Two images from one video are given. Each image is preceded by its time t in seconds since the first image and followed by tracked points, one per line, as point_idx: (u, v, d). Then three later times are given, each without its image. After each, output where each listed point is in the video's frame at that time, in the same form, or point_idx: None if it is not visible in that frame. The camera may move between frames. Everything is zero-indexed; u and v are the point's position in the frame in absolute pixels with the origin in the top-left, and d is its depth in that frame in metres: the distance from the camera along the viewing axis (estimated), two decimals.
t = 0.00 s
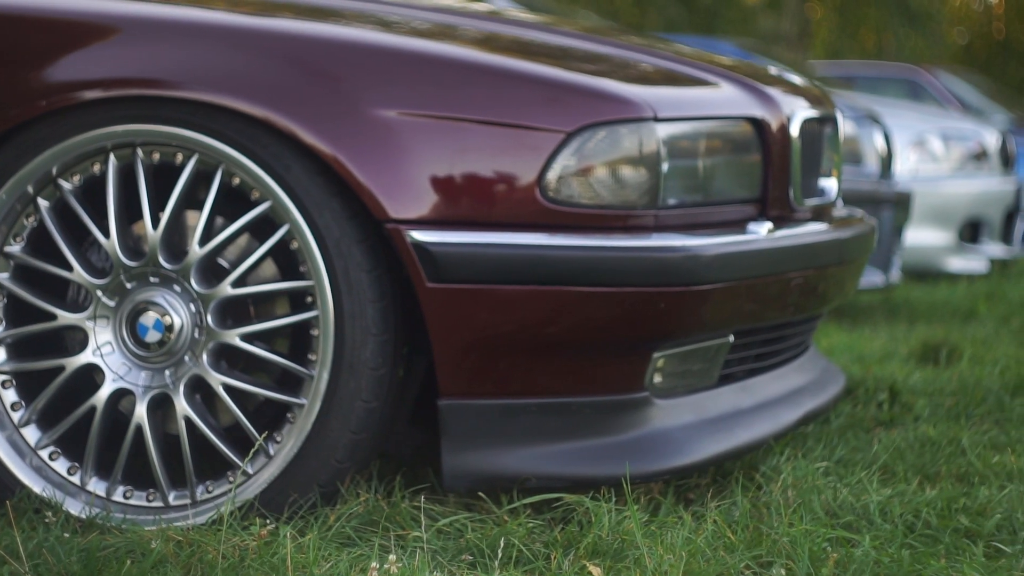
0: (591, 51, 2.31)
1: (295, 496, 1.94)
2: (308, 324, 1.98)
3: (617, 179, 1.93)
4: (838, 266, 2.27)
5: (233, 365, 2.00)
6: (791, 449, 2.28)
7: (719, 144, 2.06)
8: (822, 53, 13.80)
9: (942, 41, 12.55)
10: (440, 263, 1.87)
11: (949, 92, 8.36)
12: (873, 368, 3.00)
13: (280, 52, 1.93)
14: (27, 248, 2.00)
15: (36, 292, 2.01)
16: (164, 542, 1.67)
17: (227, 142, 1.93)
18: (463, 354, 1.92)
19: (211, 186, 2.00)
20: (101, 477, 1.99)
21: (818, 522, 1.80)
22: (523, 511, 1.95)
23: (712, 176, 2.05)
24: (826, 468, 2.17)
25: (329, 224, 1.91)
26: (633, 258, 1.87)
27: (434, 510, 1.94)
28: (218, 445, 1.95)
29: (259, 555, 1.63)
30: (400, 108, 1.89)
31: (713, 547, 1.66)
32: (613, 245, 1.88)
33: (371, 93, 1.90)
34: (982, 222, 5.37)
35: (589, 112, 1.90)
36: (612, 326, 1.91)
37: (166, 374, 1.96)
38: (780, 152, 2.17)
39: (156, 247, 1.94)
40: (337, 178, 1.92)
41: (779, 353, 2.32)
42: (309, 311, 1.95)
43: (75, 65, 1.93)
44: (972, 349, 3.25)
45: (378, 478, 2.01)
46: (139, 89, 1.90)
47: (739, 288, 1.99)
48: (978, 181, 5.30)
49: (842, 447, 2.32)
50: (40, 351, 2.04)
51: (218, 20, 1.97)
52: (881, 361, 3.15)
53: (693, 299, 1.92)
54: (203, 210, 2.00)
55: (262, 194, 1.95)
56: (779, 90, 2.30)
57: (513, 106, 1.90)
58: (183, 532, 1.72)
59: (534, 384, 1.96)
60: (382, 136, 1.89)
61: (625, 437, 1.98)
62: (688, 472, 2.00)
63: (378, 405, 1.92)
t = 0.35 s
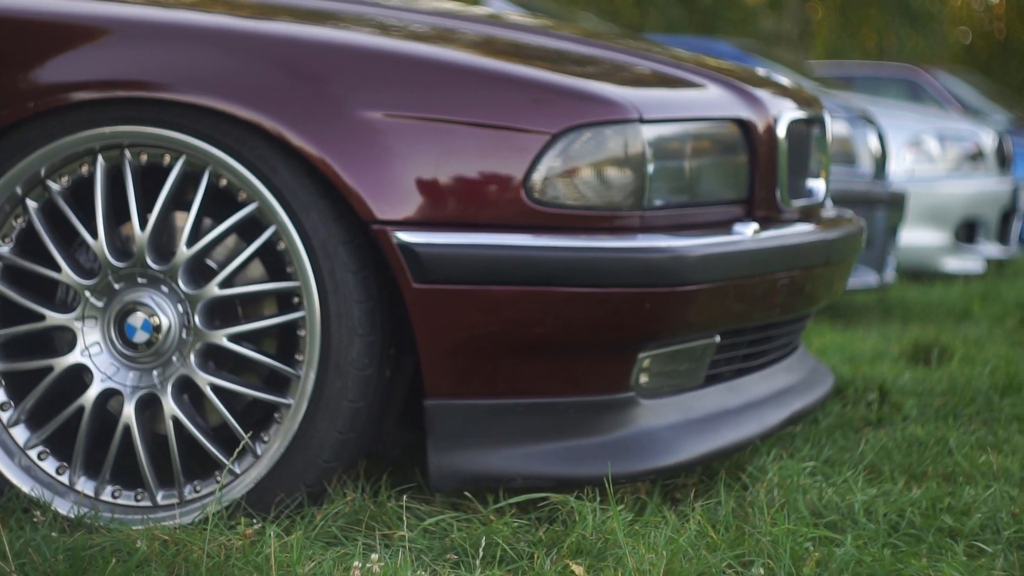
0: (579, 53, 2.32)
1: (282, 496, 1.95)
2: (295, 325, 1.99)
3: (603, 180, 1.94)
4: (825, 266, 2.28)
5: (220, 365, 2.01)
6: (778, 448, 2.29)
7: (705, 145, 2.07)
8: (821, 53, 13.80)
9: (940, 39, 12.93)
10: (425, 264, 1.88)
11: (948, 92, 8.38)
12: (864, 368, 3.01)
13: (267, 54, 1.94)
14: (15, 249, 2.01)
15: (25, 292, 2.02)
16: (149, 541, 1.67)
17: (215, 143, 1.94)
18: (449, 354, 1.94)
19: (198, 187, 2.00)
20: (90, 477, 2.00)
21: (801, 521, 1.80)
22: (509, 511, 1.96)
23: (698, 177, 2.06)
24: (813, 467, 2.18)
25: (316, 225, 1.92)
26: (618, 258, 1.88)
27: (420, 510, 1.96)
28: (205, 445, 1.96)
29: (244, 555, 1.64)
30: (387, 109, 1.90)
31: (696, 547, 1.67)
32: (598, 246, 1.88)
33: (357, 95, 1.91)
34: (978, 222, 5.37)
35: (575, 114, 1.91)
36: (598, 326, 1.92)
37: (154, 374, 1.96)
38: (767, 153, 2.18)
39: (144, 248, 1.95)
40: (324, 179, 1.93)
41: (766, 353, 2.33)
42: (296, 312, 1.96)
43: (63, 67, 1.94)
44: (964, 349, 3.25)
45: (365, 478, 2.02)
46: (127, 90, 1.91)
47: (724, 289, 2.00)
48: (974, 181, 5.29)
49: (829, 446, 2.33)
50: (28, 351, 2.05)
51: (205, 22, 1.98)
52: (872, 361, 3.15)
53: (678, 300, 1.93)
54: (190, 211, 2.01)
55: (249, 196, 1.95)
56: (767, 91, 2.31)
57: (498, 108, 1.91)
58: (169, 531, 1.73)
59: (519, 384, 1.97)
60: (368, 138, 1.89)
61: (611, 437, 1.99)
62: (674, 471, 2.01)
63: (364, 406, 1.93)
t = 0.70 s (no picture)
0: (571, 54, 2.33)
1: (273, 494, 1.96)
2: (286, 324, 2.00)
3: (592, 180, 1.94)
4: (816, 266, 2.28)
5: (212, 365, 2.02)
6: (769, 447, 2.30)
7: (695, 145, 2.08)
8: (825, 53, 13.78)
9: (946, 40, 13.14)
10: (415, 263, 1.89)
11: (952, 93, 8.38)
12: (858, 368, 3.01)
13: (258, 55, 1.95)
14: (9, 249, 2.03)
15: (18, 292, 2.04)
16: (139, 539, 1.68)
17: (206, 144, 1.95)
18: (439, 353, 1.95)
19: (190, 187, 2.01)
20: (82, 475, 2.01)
21: (787, 519, 1.81)
22: (498, 509, 1.97)
23: (688, 177, 2.07)
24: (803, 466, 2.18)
25: (307, 225, 1.93)
26: (606, 258, 1.89)
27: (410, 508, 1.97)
28: (196, 443, 1.97)
29: (232, 553, 1.65)
30: (377, 110, 1.91)
31: (681, 544, 1.67)
32: (586, 246, 1.89)
33: (348, 96, 1.92)
34: (978, 222, 5.36)
35: (564, 114, 1.92)
36: (587, 326, 1.93)
37: (146, 373, 1.98)
38: (757, 153, 2.19)
39: (136, 247, 1.96)
40: (314, 179, 1.94)
41: (758, 352, 2.33)
42: (287, 311, 1.97)
43: (56, 68, 1.95)
44: (959, 348, 3.26)
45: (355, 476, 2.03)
46: (118, 91, 1.92)
47: (714, 289, 2.01)
48: (974, 181, 5.28)
49: (820, 445, 2.34)
50: (21, 351, 2.06)
51: (197, 23, 1.99)
52: (868, 361, 3.15)
53: (667, 299, 1.94)
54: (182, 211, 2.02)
55: (240, 196, 1.97)
56: (758, 92, 2.32)
57: (488, 108, 1.92)
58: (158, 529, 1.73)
59: (509, 383, 1.98)
60: (358, 138, 1.90)
61: (601, 436, 2.00)
62: (663, 470, 2.02)
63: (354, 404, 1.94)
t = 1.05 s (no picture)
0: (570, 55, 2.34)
1: (273, 493, 1.97)
2: (286, 324, 2.01)
3: (590, 181, 1.95)
4: (816, 265, 2.29)
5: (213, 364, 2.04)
6: (768, 446, 2.30)
7: (693, 145, 2.08)
8: (835, 53, 13.75)
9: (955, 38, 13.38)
10: (413, 263, 1.90)
11: (962, 93, 8.35)
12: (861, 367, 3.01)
13: (258, 56, 1.96)
14: (11, 250, 2.04)
15: (20, 292, 2.05)
16: (137, 537, 1.69)
17: (206, 145, 1.96)
18: (437, 353, 1.95)
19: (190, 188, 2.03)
20: (85, 474, 2.03)
21: (784, 518, 1.81)
22: (497, 507, 1.98)
23: (687, 177, 2.07)
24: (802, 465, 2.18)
25: (306, 226, 1.94)
26: (604, 258, 1.90)
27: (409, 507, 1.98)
28: (197, 442, 1.98)
29: (230, 551, 1.66)
30: (375, 110, 1.92)
31: (677, 542, 1.68)
32: (584, 246, 1.90)
33: (347, 97, 1.93)
34: (987, 222, 5.33)
35: (562, 114, 1.93)
36: (585, 325, 1.94)
37: (147, 373, 1.99)
38: (756, 153, 2.19)
39: (137, 248, 1.97)
40: (314, 180, 1.95)
41: (758, 351, 2.34)
42: (287, 312, 1.98)
43: (57, 69, 1.97)
44: (964, 348, 3.25)
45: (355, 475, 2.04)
46: (119, 93, 1.94)
47: (712, 288, 2.01)
48: (983, 181, 5.25)
49: (820, 444, 2.34)
50: (23, 351, 2.08)
51: (197, 25, 2.00)
52: (871, 360, 3.15)
53: (665, 299, 1.94)
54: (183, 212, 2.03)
55: (240, 196, 1.98)
56: (757, 91, 2.32)
57: (486, 109, 1.93)
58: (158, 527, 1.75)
59: (508, 382, 1.98)
60: (357, 139, 1.92)
61: (599, 436, 2.01)
62: (661, 469, 2.03)
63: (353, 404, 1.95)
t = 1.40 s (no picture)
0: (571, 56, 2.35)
1: (274, 491, 1.99)
2: (287, 324, 2.03)
3: (590, 181, 1.96)
4: (817, 265, 2.28)
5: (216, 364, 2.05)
6: (769, 446, 2.30)
7: (693, 146, 2.09)
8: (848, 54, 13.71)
9: (973, 39, 13.32)
10: (413, 264, 1.91)
11: (977, 93, 8.32)
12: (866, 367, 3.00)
13: (259, 58, 1.98)
14: (15, 250, 2.06)
15: (24, 292, 2.07)
16: (137, 535, 1.71)
17: (208, 146, 1.98)
18: (437, 353, 1.96)
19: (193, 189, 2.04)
20: (88, 472, 2.05)
21: (780, 517, 1.82)
22: (495, 506, 1.99)
23: (687, 178, 2.08)
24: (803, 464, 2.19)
25: (307, 226, 1.95)
26: (602, 258, 1.90)
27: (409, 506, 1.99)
28: (199, 441, 2.00)
29: (229, 549, 1.68)
30: (376, 112, 1.94)
31: (671, 541, 1.69)
32: (583, 246, 1.90)
33: (347, 98, 1.95)
34: (998, 222, 5.31)
35: (561, 115, 1.93)
36: (584, 325, 1.94)
37: (150, 372, 2.01)
38: (756, 154, 2.19)
39: (140, 248, 1.99)
40: (314, 181, 1.97)
41: (759, 352, 2.34)
42: (288, 312, 2.00)
43: (61, 71, 1.99)
44: (969, 348, 3.24)
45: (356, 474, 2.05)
46: (121, 94, 1.95)
47: (711, 289, 2.01)
48: (993, 182, 5.22)
49: (821, 443, 2.34)
50: (27, 350, 2.10)
51: (198, 27, 2.02)
52: (876, 361, 3.14)
53: (664, 299, 1.95)
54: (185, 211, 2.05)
55: (241, 197, 1.99)
56: (759, 92, 2.32)
57: (485, 110, 1.94)
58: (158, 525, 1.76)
59: (507, 382, 1.99)
60: (357, 140, 1.93)
61: (599, 435, 2.01)
62: (660, 469, 2.03)
63: (353, 403, 1.97)
